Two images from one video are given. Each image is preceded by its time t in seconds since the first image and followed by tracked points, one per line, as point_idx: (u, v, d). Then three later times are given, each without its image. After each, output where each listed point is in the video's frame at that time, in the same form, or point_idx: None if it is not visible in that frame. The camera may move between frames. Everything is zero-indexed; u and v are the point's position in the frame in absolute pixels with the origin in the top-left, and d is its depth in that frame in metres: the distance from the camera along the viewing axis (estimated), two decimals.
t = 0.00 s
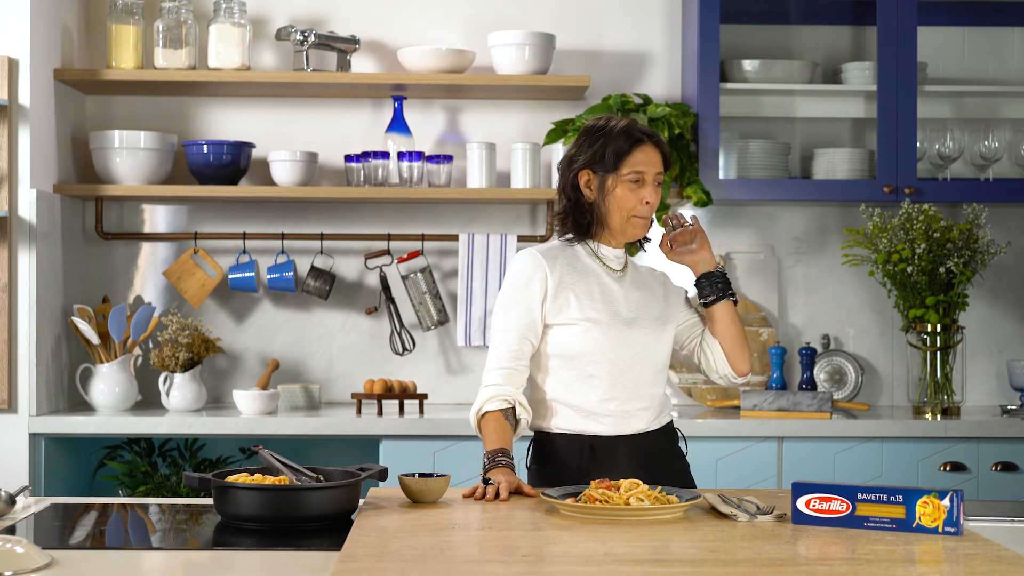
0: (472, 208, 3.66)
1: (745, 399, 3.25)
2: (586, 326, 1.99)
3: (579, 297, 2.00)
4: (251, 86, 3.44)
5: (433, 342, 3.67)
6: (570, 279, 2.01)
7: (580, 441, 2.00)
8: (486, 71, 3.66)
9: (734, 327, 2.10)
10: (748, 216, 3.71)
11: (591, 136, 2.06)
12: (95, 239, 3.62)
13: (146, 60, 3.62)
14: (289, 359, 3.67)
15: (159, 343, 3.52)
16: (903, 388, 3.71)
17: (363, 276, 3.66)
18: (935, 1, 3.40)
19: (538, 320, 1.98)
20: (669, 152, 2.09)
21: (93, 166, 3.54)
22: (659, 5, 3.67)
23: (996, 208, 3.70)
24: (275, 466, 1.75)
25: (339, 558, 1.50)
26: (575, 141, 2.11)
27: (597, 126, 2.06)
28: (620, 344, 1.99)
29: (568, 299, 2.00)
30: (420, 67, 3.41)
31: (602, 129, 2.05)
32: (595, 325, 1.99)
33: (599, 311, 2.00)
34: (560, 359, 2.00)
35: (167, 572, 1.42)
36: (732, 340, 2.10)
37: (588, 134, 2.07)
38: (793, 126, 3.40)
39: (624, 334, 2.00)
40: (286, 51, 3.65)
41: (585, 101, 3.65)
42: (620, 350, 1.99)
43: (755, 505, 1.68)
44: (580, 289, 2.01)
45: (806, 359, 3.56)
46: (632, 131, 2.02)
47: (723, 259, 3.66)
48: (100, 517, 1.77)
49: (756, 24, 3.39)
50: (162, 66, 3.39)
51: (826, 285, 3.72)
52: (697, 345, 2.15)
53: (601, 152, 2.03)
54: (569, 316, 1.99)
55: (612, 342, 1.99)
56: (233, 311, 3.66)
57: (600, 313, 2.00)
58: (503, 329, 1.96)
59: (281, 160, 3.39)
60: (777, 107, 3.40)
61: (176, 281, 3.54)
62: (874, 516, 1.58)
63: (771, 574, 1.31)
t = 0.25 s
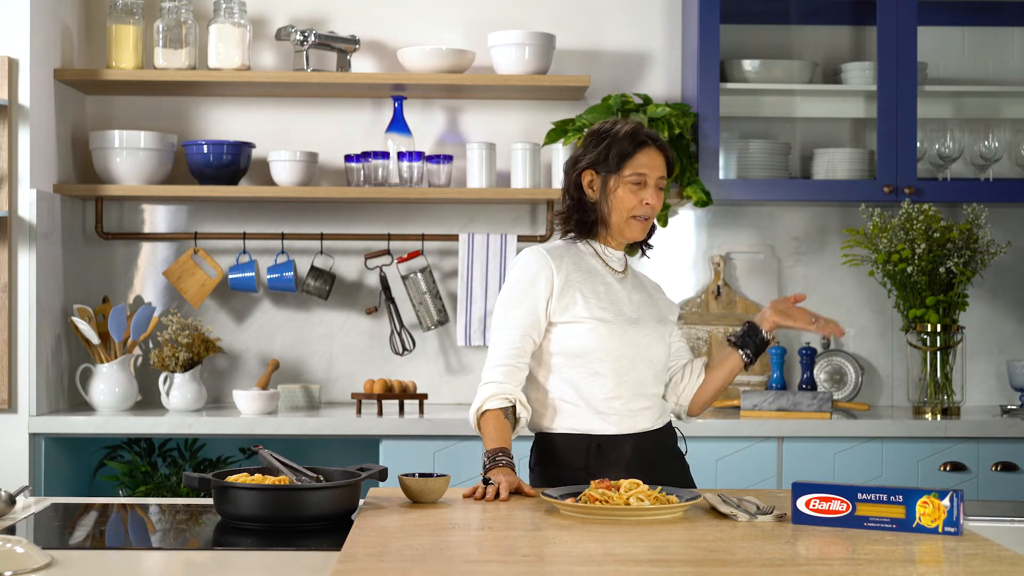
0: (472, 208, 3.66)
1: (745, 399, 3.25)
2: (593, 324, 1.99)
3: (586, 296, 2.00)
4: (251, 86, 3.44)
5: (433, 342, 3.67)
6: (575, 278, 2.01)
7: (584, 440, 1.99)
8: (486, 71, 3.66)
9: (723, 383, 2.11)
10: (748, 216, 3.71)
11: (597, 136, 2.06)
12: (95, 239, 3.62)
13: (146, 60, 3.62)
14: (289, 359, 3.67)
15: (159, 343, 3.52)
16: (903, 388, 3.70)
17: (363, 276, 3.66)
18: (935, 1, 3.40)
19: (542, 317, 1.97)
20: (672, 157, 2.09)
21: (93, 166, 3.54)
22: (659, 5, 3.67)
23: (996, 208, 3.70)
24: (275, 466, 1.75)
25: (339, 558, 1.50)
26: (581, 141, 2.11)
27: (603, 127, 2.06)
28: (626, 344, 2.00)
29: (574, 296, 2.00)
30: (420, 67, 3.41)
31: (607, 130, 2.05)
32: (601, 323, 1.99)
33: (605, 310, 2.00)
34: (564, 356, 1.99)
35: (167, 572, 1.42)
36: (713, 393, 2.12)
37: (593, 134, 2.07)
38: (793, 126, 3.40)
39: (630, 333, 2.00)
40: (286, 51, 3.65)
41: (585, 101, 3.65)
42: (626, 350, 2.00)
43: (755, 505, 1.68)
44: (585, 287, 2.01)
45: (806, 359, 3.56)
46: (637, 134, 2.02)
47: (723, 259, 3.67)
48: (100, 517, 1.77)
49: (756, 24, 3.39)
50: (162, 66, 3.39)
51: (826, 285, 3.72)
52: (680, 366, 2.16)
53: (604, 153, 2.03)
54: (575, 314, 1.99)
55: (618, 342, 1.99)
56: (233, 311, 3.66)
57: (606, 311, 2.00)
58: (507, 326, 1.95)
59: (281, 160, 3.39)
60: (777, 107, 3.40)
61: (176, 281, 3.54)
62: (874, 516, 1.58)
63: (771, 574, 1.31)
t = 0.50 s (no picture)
0: (472, 208, 3.66)
1: (745, 399, 3.25)
2: (594, 325, 1.99)
3: (587, 296, 2.00)
4: (251, 86, 3.44)
5: (433, 342, 3.67)
6: (578, 278, 2.01)
7: (584, 440, 2.00)
8: (486, 71, 3.66)
9: (717, 387, 2.12)
10: (748, 216, 3.71)
11: (595, 135, 2.07)
12: (96, 239, 3.62)
13: (146, 60, 3.62)
14: (289, 359, 3.67)
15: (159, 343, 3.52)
16: (903, 388, 3.71)
17: (363, 276, 3.66)
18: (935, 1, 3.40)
19: (544, 317, 1.97)
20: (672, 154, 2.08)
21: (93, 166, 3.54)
22: (659, 5, 3.67)
23: (996, 208, 3.70)
24: (275, 466, 1.75)
25: (339, 558, 1.50)
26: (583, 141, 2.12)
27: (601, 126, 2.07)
28: (627, 345, 1.99)
29: (575, 297, 2.00)
30: (420, 67, 3.41)
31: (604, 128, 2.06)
32: (603, 324, 1.99)
33: (607, 311, 2.00)
34: (565, 357, 1.99)
35: (167, 572, 1.42)
36: (706, 397, 2.12)
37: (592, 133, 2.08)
38: (793, 126, 3.40)
39: (632, 334, 2.00)
40: (286, 51, 3.65)
41: (585, 101, 3.65)
42: (628, 351, 1.99)
43: (755, 505, 1.68)
44: (587, 288, 2.01)
45: (806, 359, 3.56)
46: (632, 131, 2.01)
47: (723, 259, 3.67)
48: (100, 517, 1.77)
49: (756, 24, 3.39)
50: (162, 66, 3.39)
51: (826, 285, 3.72)
52: (677, 368, 2.15)
53: (600, 151, 2.03)
54: (576, 314, 1.99)
55: (620, 343, 1.99)
56: (233, 311, 3.66)
57: (608, 312, 2.00)
58: (509, 326, 1.95)
59: (281, 160, 3.39)
60: (777, 107, 3.40)
61: (176, 281, 3.54)
62: (874, 516, 1.58)
63: (771, 574, 1.31)
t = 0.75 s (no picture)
0: (472, 208, 3.66)
1: (745, 399, 3.25)
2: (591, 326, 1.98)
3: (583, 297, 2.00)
4: (251, 86, 3.44)
5: (433, 342, 3.67)
6: (573, 279, 2.01)
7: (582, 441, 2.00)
8: (486, 71, 3.66)
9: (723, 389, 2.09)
10: (748, 216, 3.71)
11: (591, 137, 2.07)
12: (95, 239, 3.62)
13: (146, 60, 3.62)
14: (289, 359, 3.67)
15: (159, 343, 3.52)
16: (903, 388, 3.71)
17: (363, 276, 3.66)
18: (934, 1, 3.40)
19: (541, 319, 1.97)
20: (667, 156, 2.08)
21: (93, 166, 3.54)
22: (659, 5, 3.67)
23: (996, 208, 3.70)
24: (276, 466, 1.75)
25: (339, 558, 1.50)
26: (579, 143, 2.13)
27: (596, 127, 2.08)
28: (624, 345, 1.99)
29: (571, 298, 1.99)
30: (420, 67, 3.41)
31: (600, 129, 2.06)
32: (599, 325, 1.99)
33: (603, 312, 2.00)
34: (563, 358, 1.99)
35: (167, 572, 1.42)
36: (711, 398, 2.10)
37: (588, 135, 2.09)
38: (793, 126, 3.40)
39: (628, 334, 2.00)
40: (286, 51, 3.65)
41: (585, 101, 3.65)
42: (625, 350, 1.99)
43: (755, 505, 1.68)
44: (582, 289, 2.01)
45: (806, 359, 3.56)
46: (627, 132, 2.02)
47: (723, 259, 3.67)
48: (100, 517, 1.77)
49: (756, 24, 3.39)
50: (162, 66, 3.39)
51: (826, 285, 3.72)
52: (681, 370, 2.14)
53: (597, 151, 2.04)
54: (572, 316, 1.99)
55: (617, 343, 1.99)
56: (233, 311, 3.66)
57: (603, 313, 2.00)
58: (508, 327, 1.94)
59: (281, 160, 3.39)
60: (777, 107, 3.40)
61: (176, 281, 3.54)
62: (874, 516, 1.58)
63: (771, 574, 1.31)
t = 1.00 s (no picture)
0: (472, 208, 3.66)
1: (745, 399, 3.25)
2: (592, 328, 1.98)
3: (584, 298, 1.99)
4: (251, 86, 3.44)
5: (433, 342, 3.67)
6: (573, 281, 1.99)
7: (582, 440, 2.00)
8: (486, 71, 3.66)
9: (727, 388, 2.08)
10: (748, 216, 3.71)
11: (587, 131, 2.05)
12: (95, 239, 3.62)
13: (146, 60, 3.62)
14: (289, 359, 3.67)
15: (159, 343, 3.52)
16: (903, 388, 3.71)
17: (363, 276, 3.66)
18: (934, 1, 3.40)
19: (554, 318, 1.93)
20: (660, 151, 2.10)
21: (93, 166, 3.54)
22: (659, 4, 3.67)
23: (996, 208, 3.70)
24: (276, 466, 1.75)
25: (339, 558, 1.50)
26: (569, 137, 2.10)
27: (592, 121, 2.06)
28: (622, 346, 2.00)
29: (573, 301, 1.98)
30: (420, 67, 3.41)
31: (597, 124, 2.05)
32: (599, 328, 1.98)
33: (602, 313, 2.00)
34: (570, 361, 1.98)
35: (167, 572, 1.42)
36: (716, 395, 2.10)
37: (583, 129, 2.06)
38: (793, 126, 3.40)
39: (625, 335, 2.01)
40: (286, 51, 3.65)
41: (586, 101, 3.65)
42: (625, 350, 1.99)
43: (755, 505, 1.68)
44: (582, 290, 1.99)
45: (806, 359, 3.56)
46: (628, 128, 2.02)
47: (723, 259, 3.67)
48: (100, 517, 1.77)
49: (756, 24, 3.39)
50: (162, 66, 3.39)
51: (826, 285, 3.72)
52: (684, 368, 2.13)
53: (597, 147, 2.02)
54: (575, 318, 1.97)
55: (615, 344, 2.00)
56: (233, 311, 3.66)
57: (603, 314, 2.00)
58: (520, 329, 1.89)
59: (281, 160, 3.39)
60: (777, 107, 3.40)
61: (176, 281, 3.54)
62: (874, 516, 1.58)
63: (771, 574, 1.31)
